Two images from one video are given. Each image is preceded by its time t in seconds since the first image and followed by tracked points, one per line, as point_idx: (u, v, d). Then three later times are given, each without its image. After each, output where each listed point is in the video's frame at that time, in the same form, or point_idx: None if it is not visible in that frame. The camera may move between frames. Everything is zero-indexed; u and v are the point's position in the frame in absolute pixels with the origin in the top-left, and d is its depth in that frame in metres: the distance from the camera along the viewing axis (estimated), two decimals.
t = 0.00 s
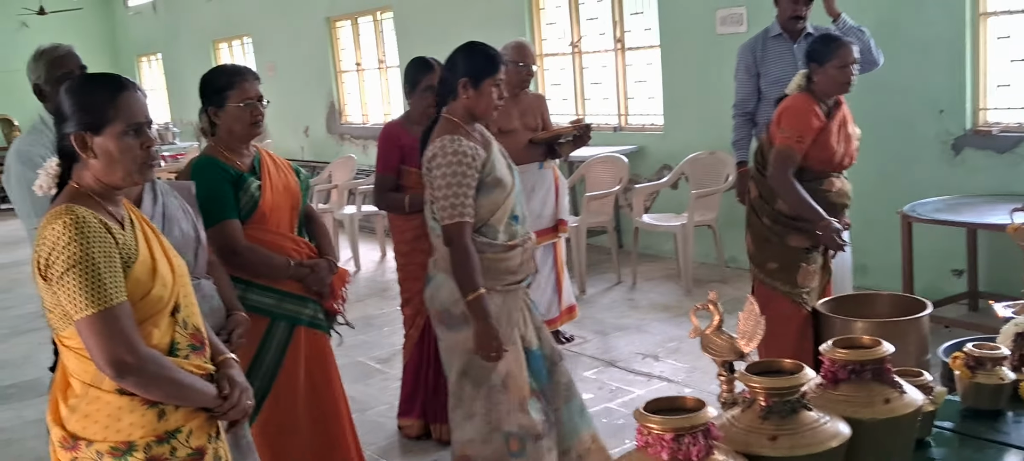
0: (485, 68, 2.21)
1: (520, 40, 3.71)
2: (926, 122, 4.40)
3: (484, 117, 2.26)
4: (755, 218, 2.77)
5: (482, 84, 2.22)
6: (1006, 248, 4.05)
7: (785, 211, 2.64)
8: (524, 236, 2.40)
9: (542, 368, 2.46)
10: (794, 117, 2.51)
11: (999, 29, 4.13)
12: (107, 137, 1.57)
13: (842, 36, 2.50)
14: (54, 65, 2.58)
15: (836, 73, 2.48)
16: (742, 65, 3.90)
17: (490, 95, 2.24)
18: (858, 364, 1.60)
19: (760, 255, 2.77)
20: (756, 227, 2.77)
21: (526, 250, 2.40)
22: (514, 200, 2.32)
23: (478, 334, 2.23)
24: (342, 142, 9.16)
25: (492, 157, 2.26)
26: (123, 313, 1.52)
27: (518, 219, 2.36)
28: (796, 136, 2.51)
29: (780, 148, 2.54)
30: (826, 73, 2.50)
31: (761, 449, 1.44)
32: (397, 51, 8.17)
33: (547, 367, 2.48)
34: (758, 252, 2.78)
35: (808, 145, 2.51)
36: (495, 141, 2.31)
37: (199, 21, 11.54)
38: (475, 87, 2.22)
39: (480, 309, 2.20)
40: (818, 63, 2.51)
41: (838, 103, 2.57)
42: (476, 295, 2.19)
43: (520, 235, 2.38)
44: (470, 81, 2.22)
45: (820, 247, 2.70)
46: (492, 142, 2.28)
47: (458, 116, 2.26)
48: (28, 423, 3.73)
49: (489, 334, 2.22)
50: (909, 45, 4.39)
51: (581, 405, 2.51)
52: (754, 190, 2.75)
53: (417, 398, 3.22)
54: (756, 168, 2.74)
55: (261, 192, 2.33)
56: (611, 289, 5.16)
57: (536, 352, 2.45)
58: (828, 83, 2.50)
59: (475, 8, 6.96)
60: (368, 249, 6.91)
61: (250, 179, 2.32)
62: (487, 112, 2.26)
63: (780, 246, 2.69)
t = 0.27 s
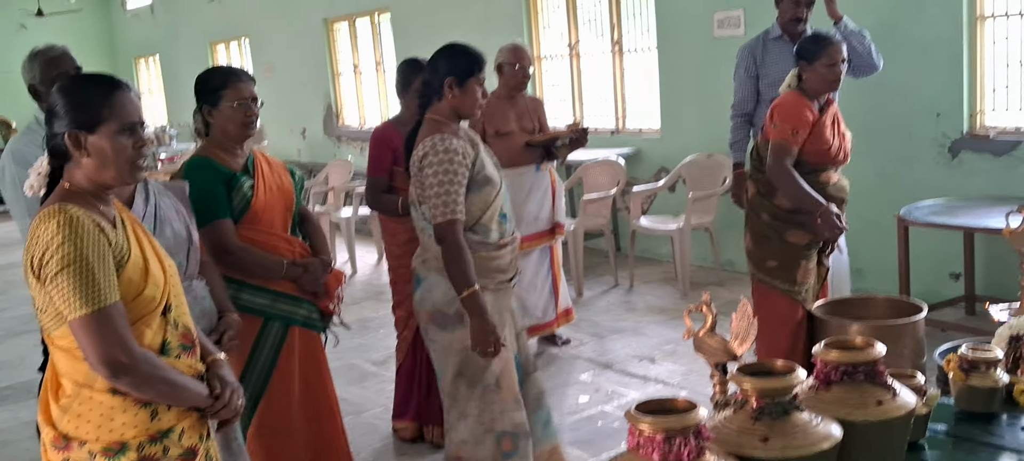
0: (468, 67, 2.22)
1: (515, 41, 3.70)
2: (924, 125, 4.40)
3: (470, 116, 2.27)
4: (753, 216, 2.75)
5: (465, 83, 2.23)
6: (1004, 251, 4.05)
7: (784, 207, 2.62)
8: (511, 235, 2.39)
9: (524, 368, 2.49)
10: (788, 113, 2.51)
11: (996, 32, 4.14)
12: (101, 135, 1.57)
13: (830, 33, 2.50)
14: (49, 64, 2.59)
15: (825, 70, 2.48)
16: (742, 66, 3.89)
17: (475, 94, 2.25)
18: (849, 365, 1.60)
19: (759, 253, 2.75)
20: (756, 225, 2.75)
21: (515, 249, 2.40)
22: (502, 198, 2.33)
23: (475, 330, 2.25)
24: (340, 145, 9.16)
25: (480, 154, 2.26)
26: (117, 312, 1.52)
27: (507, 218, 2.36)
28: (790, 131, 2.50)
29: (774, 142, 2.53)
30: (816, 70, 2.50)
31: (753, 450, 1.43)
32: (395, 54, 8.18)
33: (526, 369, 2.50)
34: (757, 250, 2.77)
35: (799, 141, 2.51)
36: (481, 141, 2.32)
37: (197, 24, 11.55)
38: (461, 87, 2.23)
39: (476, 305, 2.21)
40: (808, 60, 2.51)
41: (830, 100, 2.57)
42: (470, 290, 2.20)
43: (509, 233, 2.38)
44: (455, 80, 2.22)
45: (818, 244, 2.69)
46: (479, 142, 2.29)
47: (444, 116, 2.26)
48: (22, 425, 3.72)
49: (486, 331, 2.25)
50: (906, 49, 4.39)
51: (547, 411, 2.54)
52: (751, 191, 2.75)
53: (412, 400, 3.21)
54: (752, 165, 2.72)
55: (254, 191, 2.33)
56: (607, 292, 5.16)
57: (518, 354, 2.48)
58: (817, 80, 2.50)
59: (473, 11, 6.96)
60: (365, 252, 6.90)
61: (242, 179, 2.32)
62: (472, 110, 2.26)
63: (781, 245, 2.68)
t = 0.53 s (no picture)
0: (461, 73, 2.38)
1: (513, 47, 3.70)
2: (924, 131, 4.39)
3: (465, 119, 2.44)
4: (759, 229, 2.70)
5: (463, 88, 2.40)
6: (1004, 258, 4.05)
7: (795, 219, 2.58)
8: (504, 236, 2.57)
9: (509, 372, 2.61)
10: (809, 125, 2.48)
11: (997, 38, 4.14)
12: (98, 138, 1.57)
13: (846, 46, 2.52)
14: (50, 67, 2.59)
15: (841, 83, 2.49)
16: (748, 70, 3.89)
17: (469, 98, 2.42)
18: (849, 372, 1.58)
19: (765, 266, 2.69)
20: (762, 238, 2.69)
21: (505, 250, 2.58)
22: (496, 200, 2.51)
23: (499, 320, 2.32)
24: (340, 148, 9.16)
25: (476, 156, 2.44)
26: (115, 315, 1.52)
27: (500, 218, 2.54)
28: (813, 143, 2.47)
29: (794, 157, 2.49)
30: (833, 82, 2.50)
31: (751, 457, 1.42)
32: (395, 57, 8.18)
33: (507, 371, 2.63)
34: (761, 263, 2.71)
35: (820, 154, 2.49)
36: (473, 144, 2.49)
37: (198, 28, 11.56)
38: (457, 91, 2.40)
39: (491, 294, 2.32)
40: (825, 72, 2.51)
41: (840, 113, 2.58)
42: (483, 281, 2.33)
43: (501, 233, 2.56)
44: (450, 85, 2.39)
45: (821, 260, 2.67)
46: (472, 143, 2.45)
47: (440, 119, 2.43)
48: (19, 428, 3.71)
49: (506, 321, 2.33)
50: (906, 55, 4.39)
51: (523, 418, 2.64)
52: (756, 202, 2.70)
53: (411, 404, 3.18)
54: (761, 177, 2.67)
55: (254, 192, 2.34)
56: (607, 296, 5.15)
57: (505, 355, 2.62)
58: (832, 93, 2.51)
59: (473, 15, 6.97)
60: (364, 256, 6.89)
61: (242, 180, 2.33)
62: (467, 114, 2.44)
63: (789, 258, 2.63)
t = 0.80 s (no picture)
0: (456, 81, 2.43)
1: (510, 53, 3.71)
2: (921, 137, 4.42)
3: (461, 126, 2.48)
4: (765, 247, 2.37)
5: (457, 95, 2.44)
6: (1001, 263, 4.07)
7: (804, 248, 2.31)
8: (497, 240, 2.57)
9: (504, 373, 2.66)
10: (852, 158, 2.12)
11: (994, 45, 4.16)
12: (98, 142, 1.59)
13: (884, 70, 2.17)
14: (53, 72, 2.61)
15: (881, 113, 2.15)
16: (752, 76, 3.92)
17: (464, 106, 2.47)
18: (845, 376, 1.60)
19: (768, 284, 2.38)
20: (766, 257, 2.37)
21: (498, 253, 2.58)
22: (488, 204, 2.51)
23: (483, 316, 2.35)
24: (340, 152, 9.19)
25: (466, 162, 2.45)
26: (116, 318, 1.53)
27: (491, 223, 2.54)
28: (863, 181, 2.10)
29: (843, 198, 2.12)
30: (872, 111, 2.15)
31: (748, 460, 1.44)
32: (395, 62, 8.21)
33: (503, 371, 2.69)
34: (763, 282, 2.39)
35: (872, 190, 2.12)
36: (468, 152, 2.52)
37: (199, 31, 11.59)
38: (451, 99, 2.44)
39: (474, 294, 2.34)
40: (864, 100, 2.15)
41: (868, 140, 2.25)
42: (467, 282, 2.34)
43: (493, 240, 2.55)
44: (444, 94, 2.44)
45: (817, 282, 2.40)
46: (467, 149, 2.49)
47: (435, 126, 2.46)
48: (21, 430, 3.73)
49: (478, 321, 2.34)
50: (903, 61, 4.42)
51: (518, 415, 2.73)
52: (766, 220, 2.36)
53: (408, 410, 3.20)
54: (775, 198, 2.32)
55: (256, 195, 2.37)
56: (606, 301, 5.17)
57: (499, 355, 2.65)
58: (871, 124, 2.16)
59: (474, 20, 7.00)
60: (364, 260, 6.91)
61: (245, 183, 2.36)
62: (462, 122, 2.48)
63: (794, 279, 2.33)
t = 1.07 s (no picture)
0: (453, 89, 2.49)
1: (511, 59, 3.71)
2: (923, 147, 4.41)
3: (457, 132, 2.54)
4: (775, 265, 2.34)
5: (453, 103, 2.50)
6: (1002, 274, 4.06)
7: (814, 270, 2.29)
8: (485, 245, 2.62)
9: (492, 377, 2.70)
10: (892, 195, 2.07)
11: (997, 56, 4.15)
12: (97, 144, 1.58)
13: (927, 110, 2.12)
14: (52, 74, 2.61)
15: (919, 154, 2.10)
16: (759, 85, 3.90)
17: (461, 113, 2.52)
18: (846, 388, 1.59)
19: (776, 300, 2.35)
20: (775, 275, 2.34)
21: (484, 258, 2.63)
22: (477, 209, 2.56)
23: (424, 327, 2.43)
24: (341, 157, 9.18)
25: (457, 168, 2.51)
26: (115, 322, 1.52)
27: (479, 229, 2.59)
28: (909, 220, 2.03)
29: (888, 239, 2.04)
30: (911, 151, 2.11)
31: None
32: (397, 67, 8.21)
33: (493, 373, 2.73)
34: (770, 298, 2.36)
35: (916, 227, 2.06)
36: (464, 158, 2.57)
37: (201, 35, 11.60)
38: (447, 106, 2.50)
39: (428, 303, 2.42)
40: (904, 140, 2.10)
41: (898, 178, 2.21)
42: (423, 289, 2.41)
43: (480, 245, 2.60)
44: (440, 101, 2.50)
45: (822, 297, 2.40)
46: (460, 155, 2.55)
47: (432, 131, 2.52)
48: (17, 434, 3.71)
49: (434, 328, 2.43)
50: (906, 71, 4.41)
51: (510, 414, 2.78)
52: (778, 238, 2.32)
53: (406, 417, 3.18)
54: (791, 219, 2.29)
55: (256, 200, 2.37)
56: (606, 309, 5.15)
57: (488, 357, 2.69)
58: (905, 163, 2.12)
59: (476, 26, 7.00)
60: (363, 265, 6.90)
61: (246, 188, 2.36)
62: (459, 129, 2.53)
63: (804, 295, 2.31)
